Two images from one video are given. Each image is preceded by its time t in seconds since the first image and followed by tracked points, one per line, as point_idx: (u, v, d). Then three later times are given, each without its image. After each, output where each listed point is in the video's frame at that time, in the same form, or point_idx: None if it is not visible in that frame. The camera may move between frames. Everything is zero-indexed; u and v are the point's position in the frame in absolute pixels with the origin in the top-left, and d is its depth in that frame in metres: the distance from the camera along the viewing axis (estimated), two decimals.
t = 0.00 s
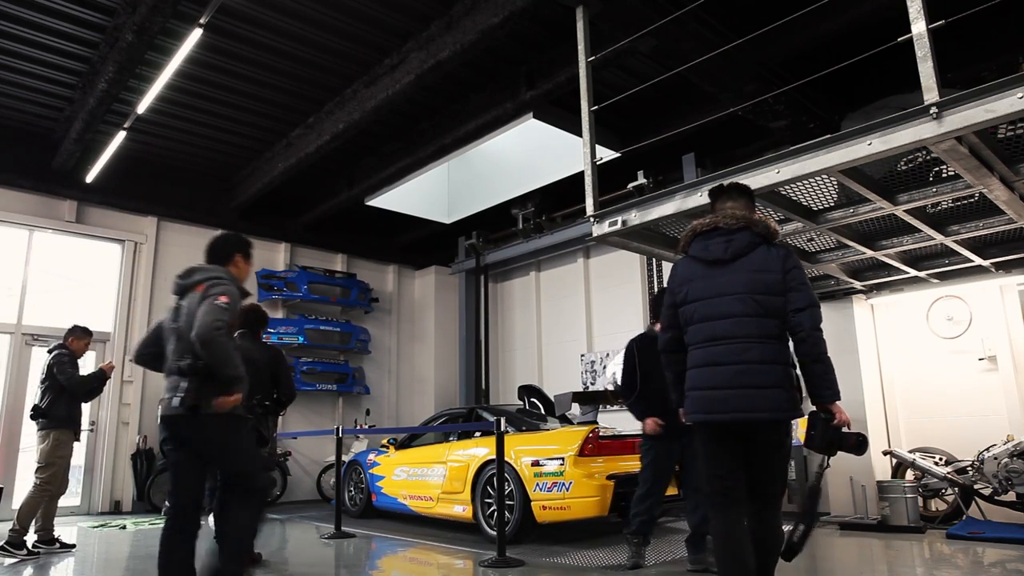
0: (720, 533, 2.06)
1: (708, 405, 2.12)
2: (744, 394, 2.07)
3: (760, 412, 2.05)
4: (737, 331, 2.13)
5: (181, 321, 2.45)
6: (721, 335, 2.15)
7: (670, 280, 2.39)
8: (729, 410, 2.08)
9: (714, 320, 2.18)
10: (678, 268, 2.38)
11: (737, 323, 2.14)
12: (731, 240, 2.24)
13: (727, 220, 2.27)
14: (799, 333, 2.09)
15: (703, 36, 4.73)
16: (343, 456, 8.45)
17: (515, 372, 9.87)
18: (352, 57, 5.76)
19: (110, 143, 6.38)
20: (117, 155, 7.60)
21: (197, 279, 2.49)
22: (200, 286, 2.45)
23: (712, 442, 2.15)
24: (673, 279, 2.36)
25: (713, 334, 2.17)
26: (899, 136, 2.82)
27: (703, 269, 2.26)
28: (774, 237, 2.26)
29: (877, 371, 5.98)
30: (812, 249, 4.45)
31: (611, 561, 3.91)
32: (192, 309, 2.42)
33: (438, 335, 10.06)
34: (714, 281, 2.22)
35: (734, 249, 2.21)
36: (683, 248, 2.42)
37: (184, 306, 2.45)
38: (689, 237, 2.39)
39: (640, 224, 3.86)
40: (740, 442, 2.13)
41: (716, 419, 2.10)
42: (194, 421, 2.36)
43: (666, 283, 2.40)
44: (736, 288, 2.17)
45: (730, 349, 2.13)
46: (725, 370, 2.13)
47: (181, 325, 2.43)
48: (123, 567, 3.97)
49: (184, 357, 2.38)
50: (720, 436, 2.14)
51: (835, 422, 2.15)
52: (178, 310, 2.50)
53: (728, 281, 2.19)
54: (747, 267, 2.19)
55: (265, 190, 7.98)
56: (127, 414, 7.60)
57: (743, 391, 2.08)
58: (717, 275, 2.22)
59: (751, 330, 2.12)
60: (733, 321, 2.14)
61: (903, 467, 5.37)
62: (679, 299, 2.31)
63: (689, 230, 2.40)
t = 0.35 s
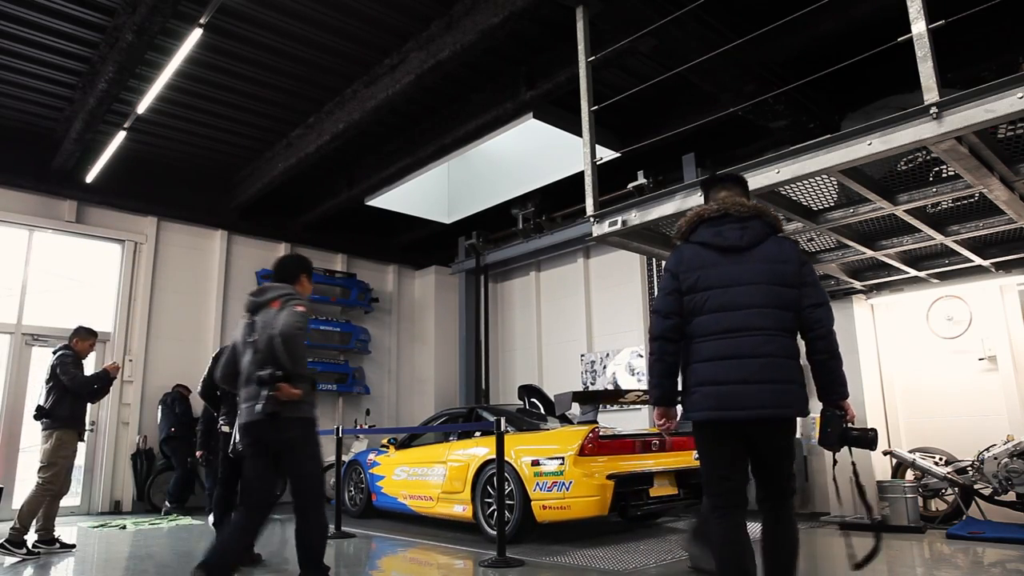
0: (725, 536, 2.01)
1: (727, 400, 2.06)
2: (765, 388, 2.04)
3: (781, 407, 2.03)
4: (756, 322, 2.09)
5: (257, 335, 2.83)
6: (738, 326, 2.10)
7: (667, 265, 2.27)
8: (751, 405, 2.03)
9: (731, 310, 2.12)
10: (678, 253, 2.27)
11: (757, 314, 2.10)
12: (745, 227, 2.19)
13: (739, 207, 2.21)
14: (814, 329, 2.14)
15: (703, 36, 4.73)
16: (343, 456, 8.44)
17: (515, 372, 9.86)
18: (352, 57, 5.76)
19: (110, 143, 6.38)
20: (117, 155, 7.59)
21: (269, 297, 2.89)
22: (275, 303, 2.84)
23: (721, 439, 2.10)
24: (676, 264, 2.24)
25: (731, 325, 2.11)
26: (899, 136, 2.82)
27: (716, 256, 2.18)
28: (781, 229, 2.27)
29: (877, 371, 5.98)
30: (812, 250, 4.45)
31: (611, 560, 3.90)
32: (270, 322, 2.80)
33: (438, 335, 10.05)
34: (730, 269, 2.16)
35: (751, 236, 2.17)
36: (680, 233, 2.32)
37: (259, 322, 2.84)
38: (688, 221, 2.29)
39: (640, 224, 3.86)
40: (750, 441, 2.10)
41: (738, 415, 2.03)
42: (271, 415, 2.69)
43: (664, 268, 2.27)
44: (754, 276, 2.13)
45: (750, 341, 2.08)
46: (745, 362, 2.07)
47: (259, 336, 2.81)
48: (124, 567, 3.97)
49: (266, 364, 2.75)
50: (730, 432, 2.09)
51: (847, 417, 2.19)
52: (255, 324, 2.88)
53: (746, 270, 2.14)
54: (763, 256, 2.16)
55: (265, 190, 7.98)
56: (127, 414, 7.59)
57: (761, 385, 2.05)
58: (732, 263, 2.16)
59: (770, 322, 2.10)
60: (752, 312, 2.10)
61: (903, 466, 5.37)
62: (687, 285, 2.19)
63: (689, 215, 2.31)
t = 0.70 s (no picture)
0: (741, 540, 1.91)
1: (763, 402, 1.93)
2: (805, 389, 1.92)
3: (820, 410, 1.91)
4: (795, 320, 1.96)
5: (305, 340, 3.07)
6: (775, 324, 1.97)
7: (696, 253, 2.12)
8: (789, 408, 1.91)
9: (768, 307, 1.99)
10: (708, 242, 2.12)
11: (796, 312, 1.97)
12: (783, 218, 2.05)
13: (777, 196, 2.07)
14: (849, 326, 2.01)
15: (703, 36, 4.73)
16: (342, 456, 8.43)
17: (515, 372, 9.86)
18: (352, 57, 5.76)
19: (110, 143, 6.38)
20: (117, 155, 7.60)
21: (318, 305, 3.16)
22: (336, 316, 3.13)
23: (751, 442, 1.96)
24: (707, 253, 2.09)
25: (769, 322, 1.97)
26: (899, 136, 2.82)
27: (752, 248, 2.04)
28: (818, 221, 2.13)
29: (877, 371, 5.98)
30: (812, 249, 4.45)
31: (612, 560, 3.90)
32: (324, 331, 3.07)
33: (438, 335, 10.05)
34: (767, 262, 2.02)
35: (789, 228, 2.03)
36: (709, 219, 2.18)
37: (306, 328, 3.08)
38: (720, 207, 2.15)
39: (640, 224, 3.87)
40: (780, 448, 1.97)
41: (773, 417, 1.91)
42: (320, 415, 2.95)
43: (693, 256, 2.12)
44: (793, 270, 1.99)
45: (788, 340, 1.95)
46: (782, 363, 1.95)
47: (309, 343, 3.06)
48: (123, 567, 3.97)
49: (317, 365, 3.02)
50: (763, 437, 1.95)
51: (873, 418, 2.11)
52: (303, 328, 3.10)
53: (785, 263, 2.01)
54: (802, 250, 2.02)
55: (265, 190, 7.98)
56: (127, 413, 7.58)
57: (803, 386, 1.92)
58: (770, 256, 2.02)
59: (810, 320, 1.97)
60: (793, 309, 1.97)
61: (903, 466, 5.35)
62: (721, 279, 2.05)
63: (720, 201, 2.16)
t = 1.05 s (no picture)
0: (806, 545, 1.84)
1: (812, 396, 1.85)
2: (855, 382, 1.83)
3: (873, 403, 1.82)
4: (845, 309, 1.87)
5: (321, 352, 3.40)
6: (824, 313, 1.89)
7: (739, 244, 2.06)
8: (841, 401, 1.82)
9: (816, 295, 1.90)
10: (753, 232, 2.06)
11: (845, 300, 1.88)
12: (830, 205, 1.97)
13: (823, 181, 1.99)
14: (903, 317, 1.91)
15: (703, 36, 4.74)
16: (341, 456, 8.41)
17: (515, 372, 9.86)
18: (352, 57, 5.76)
19: (110, 143, 6.37)
20: (116, 155, 7.60)
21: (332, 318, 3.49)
22: (352, 327, 3.45)
23: (801, 439, 1.88)
24: (750, 243, 2.02)
25: (815, 312, 1.89)
26: (899, 136, 2.82)
27: (798, 236, 1.96)
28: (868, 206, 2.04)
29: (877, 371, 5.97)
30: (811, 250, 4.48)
31: (614, 560, 3.90)
32: (337, 342, 3.39)
33: (437, 335, 10.05)
34: (815, 250, 1.94)
35: (837, 214, 1.95)
36: (753, 209, 2.11)
37: (322, 340, 3.41)
38: (763, 195, 2.08)
39: (640, 224, 3.87)
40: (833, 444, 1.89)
41: (820, 412, 1.83)
42: (337, 416, 3.26)
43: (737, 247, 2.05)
44: (842, 259, 1.91)
45: (837, 330, 1.86)
46: (833, 354, 1.86)
47: (324, 353, 3.39)
48: (124, 567, 3.97)
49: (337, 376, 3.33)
50: (815, 434, 1.87)
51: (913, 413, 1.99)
52: (319, 340, 3.42)
53: (833, 251, 1.92)
54: (850, 236, 1.94)
55: (265, 190, 7.98)
56: (127, 414, 7.58)
57: (855, 379, 1.83)
58: (818, 243, 1.94)
59: (861, 309, 1.88)
60: (843, 298, 1.88)
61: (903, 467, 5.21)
62: (766, 270, 1.98)
63: (765, 188, 2.09)
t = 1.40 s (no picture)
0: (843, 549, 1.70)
1: (840, 392, 1.73)
2: (886, 380, 1.71)
3: (904, 401, 1.71)
4: (875, 302, 1.76)
5: (332, 368, 3.96)
6: (853, 307, 1.77)
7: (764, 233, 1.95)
8: (870, 399, 1.71)
9: (844, 287, 1.79)
10: (777, 221, 1.95)
11: (875, 293, 1.76)
12: (860, 194, 1.85)
13: (854, 168, 1.86)
14: (939, 309, 1.81)
15: (703, 36, 4.74)
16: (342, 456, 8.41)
17: (515, 372, 9.87)
18: (352, 57, 5.76)
19: (111, 143, 6.37)
20: (117, 155, 7.60)
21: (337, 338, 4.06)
22: (358, 344, 4.00)
23: (829, 438, 1.76)
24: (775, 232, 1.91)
25: (843, 306, 1.78)
26: (900, 136, 2.83)
27: (825, 226, 1.85)
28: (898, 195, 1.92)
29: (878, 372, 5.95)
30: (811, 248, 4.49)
31: (614, 560, 3.89)
32: (346, 358, 3.98)
33: (438, 335, 10.05)
34: (843, 240, 1.83)
35: (867, 204, 1.83)
36: (777, 196, 2.00)
37: (331, 358, 3.97)
38: (789, 182, 1.96)
39: (640, 224, 3.87)
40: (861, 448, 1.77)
41: (847, 409, 1.72)
42: (348, 422, 3.80)
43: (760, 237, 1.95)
44: (871, 250, 1.79)
45: (867, 325, 1.75)
46: (862, 350, 1.74)
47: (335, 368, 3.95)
48: (123, 567, 3.96)
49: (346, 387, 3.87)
50: (845, 431, 1.74)
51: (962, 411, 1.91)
52: (331, 357, 3.98)
53: (861, 242, 1.80)
54: (881, 226, 1.82)
55: (266, 190, 7.98)
56: (127, 413, 7.58)
57: (886, 376, 1.72)
58: (848, 233, 1.82)
59: (892, 304, 1.76)
60: (872, 292, 1.76)
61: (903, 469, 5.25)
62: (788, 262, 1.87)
63: (791, 174, 1.97)
